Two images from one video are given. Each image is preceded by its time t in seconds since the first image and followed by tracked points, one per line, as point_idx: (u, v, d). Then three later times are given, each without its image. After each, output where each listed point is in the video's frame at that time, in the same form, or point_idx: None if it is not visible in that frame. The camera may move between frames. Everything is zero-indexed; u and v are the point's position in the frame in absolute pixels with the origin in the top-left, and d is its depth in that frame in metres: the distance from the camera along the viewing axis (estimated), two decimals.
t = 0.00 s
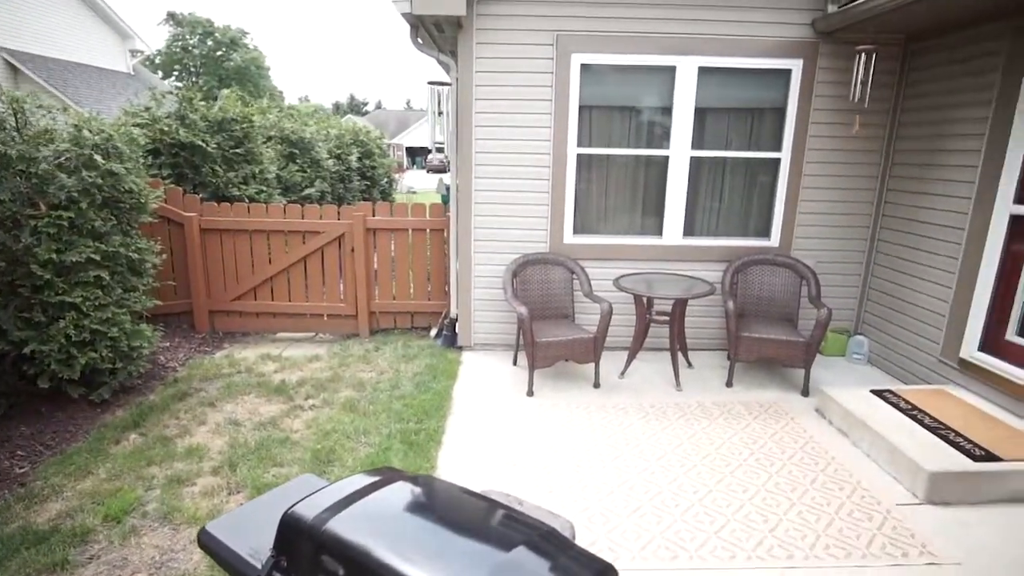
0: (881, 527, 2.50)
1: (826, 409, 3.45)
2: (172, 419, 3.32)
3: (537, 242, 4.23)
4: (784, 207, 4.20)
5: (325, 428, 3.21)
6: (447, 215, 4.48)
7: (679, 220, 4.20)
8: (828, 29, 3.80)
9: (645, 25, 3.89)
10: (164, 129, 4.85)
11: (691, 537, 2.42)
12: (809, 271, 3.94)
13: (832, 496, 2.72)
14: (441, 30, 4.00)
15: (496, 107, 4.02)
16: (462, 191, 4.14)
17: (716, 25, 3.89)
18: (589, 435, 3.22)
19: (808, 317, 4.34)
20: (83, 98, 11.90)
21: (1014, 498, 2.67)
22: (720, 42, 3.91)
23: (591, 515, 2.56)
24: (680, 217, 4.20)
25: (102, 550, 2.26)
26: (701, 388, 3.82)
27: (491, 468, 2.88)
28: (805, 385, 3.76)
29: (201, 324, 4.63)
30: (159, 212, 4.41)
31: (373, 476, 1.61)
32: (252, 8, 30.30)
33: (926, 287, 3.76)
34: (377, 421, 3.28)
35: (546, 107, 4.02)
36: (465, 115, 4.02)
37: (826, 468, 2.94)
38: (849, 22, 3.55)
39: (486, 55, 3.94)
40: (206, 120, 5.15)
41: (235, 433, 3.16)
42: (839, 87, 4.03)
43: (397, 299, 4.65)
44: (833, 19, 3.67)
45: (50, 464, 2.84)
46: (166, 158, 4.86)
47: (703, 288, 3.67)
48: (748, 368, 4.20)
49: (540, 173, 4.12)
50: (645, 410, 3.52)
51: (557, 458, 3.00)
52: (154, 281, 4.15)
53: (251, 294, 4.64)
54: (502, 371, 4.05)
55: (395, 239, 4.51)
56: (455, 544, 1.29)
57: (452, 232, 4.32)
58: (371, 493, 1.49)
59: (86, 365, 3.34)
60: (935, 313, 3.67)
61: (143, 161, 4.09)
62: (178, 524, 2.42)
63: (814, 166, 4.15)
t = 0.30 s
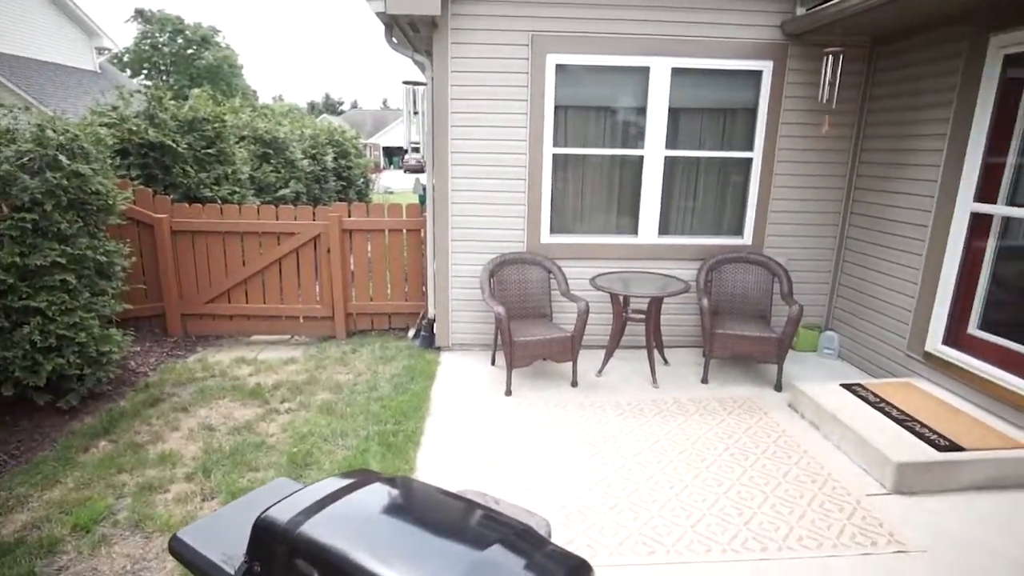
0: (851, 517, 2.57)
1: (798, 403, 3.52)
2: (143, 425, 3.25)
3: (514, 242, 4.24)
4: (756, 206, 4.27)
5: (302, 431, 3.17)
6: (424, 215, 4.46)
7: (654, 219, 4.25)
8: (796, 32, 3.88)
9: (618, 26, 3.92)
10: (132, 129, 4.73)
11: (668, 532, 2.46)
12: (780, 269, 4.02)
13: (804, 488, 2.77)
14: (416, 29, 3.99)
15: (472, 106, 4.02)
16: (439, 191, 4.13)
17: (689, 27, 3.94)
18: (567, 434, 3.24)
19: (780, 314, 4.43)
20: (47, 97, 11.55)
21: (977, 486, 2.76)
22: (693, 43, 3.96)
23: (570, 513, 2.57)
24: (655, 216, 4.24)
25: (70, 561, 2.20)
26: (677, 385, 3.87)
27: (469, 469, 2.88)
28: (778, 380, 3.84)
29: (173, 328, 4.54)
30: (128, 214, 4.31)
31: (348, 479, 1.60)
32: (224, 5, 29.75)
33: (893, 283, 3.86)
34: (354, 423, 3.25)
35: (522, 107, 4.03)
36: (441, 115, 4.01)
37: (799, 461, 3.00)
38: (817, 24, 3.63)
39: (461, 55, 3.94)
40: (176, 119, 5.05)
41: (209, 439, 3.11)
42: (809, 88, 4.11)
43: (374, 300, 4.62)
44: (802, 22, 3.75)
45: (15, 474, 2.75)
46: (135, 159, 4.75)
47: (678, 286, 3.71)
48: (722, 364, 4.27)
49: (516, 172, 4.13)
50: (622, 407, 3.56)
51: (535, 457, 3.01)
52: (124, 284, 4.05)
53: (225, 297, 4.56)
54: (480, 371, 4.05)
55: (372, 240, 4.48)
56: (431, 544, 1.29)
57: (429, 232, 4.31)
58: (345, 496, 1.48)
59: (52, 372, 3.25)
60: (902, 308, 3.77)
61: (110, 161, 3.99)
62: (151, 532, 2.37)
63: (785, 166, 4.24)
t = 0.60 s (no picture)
0: (822, 508, 2.63)
1: (770, 398, 3.59)
2: (113, 432, 3.17)
3: (491, 242, 4.24)
4: (728, 205, 4.34)
5: (277, 435, 3.13)
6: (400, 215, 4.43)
7: (630, 217, 4.29)
8: (766, 33, 3.95)
9: (593, 26, 3.95)
10: (98, 129, 4.61)
11: (645, 527, 2.48)
12: (753, 266, 4.10)
13: (777, 481, 2.83)
14: (390, 28, 3.96)
15: (447, 106, 4.00)
16: (415, 191, 4.11)
17: (662, 28, 3.99)
18: (545, 432, 3.26)
19: (753, 311, 4.52)
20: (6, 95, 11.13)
21: (941, 475, 2.85)
22: (666, 44, 4.01)
23: (548, 511, 2.58)
24: (631, 215, 4.28)
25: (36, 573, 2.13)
26: (653, 382, 3.91)
27: (448, 470, 2.87)
28: (751, 376, 3.91)
29: (143, 333, 4.44)
30: (94, 215, 4.19)
31: (321, 482, 1.59)
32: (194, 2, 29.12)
33: (861, 279, 3.96)
34: (331, 426, 3.22)
35: (497, 107, 4.03)
36: (416, 114, 3.98)
37: (772, 455, 3.06)
38: (786, 26, 3.70)
39: (436, 55, 3.92)
40: (144, 118, 4.94)
41: (181, 444, 3.04)
42: (779, 89, 4.19)
43: (350, 301, 4.58)
44: (771, 24, 3.82)
45: None
46: (101, 159, 4.63)
47: (654, 284, 3.75)
48: (697, 361, 4.34)
49: (493, 172, 4.13)
50: (599, 405, 3.58)
51: (514, 456, 3.02)
52: (91, 288, 3.95)
53: (197, 300, 4.48)
54: (458, 371, 4.04)
55: (347, 241, 4.43)
56: (407, 545, 1.28)
57: (405, 232, 4.28)
58: (319, 500, 1.47)
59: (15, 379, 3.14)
60: (870, 304, 3.87)
61: (75, 162, 3.89)
62: (121, 542, 2.31)
63: (757, 165, 4.31)
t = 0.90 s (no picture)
0: (793, 499, 2.69)
1: (743, 393, 3.65)
2: (78, 440, 3.08)
3: (466, 241, 4.24)
4: (701, 203, 4.41)
5: (251, 439, 3.07)
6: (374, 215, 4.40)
7: (605, 217, 4.32)
8: (736, 35, 4.02)
9: (566, 26, 3.97)
10: (60, 128, 4.47)
11: (622, 523, 2.51)
12: (725, 264, 4.16)
13: (750, 474, 2.88)
14: (363, 27, 3.92)
15: (421, 105, 3.98)
16: (389, 191, 4.08)
17: (634, 28, 4.03)
18: (522, 431, 3.27)
19: (725, 307, 4.59)
20: None
21: (907, 464, 2.94)
22: (639, 45, 4.05)
23: (526, 509, 2.59)
24: (605, 214, 4.32)
25: None
26: (629, 379, 3.95)
27: (425, 471, 2.86)
28: (724, 371, 3.98)
29: (110, 338, 4.32)
30: (57, 217, 4.07)
31: (293, 486, 1.57)
32: None
33: (830, 276, 4.06)
34: (306, 429, 3.18)
35: (471, 106, 4.02)
36: (389, 114, 3.96)
37: (745, 448, 3.12)
38: (755, 28, 3.77)
39: (410, 54, 3.90)
40: (109, 118, 4.81)
41: (151, 451, 2.97)
42: (748, 89, 4.27)
43: (325, 302, 4.53)
44: (740, 25, 3.89)
45: None
46: (64, 160, 4.49)
47: (629, 283, 3.79)
48: (672, 357, 4.39)
49: (468, 172, 4.12)
50: (576, 403, 3.60)
51: (491, 455, 3.02)
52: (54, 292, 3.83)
53: (166, 303, 4.38)
54: (435, 371, 4.03)
55: (321, 241, 4.38)
56: (380, 547, 1.28)
57: (380, 233, 4.25)
58: (291, 505, 1.45)
59: None
60: (838, 299, 3.96)
61: (36, 162, 3.77)
62: (88, 553, 2.25)
63: (728, 164, 4.38)
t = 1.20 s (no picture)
0: (762, 491, 2.75)
1: (714, 388, 3.72)
2: (37, 451, 2.97)
3: (438, 241, 4.22)
4: (671, 202, 4.47)
5: (220, 445, 3.01)
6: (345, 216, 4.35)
7: (576, 216, 4.35)
8: (702, 36, 4.09)
9: (536, 27, 3.98)
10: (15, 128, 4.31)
11: (596, 519, 2.53)
12: (695, 262, 4.23)
13: (721, 468, 2.94)
14: (331, 25, 3.87)
15: (391, 105, 3.95)
16: (360, 191, 4.04)
17: (603, 29, 4.06)
18: (497, 431, 3.27)
19: (696, 304, 4.67)
20: None
21: (870, 454, 3.03)
22: (608, 45, 4.09)
23: (501, 508, 2.59)
24: (577, 213, 4.35)
25: None
26: (602, 377, 3.98)
27: (399, 473, 2.84)
28: (695, 367, 4.05)
29: (70, 344, 4.18)
30: (12, 220, 3.92)
31: (260, 492, 1.54)
32: None
33: (795, 272, 4.16)
34: (277, 434, 3.12)
35: (442, 106, 4.01)
36: (359, 114, 3.92)
37: (715, 443, 3.18)
38: (721, 29, 3.84)
39: (379, 53, 3.87)
40: (66, 117, 4.65)
41: (115, 461, 2.89)
42: (716, 90, 4.34)
43: (295, 305, 4.46)
44: (706, 27, 3.96)
45: None
46: (20, 160, 4.33)
47: (601, 281, 3.82)
48: (644, 354, 4.45)
49: (439, 171, 4.11)
50: (550, 401, 3.62)
51: (466, 456, 3.02)
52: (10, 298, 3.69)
53: (130, 308, 4.26)
54: (408, 373, 4.01)
55: (291, 243, 4.32)
56: (350, 550, 1.26)
57: (351, 234, 4.21)
58: (260, 510, 1.42)
59: None
60: (804, 295, 4.06)
61: None
62: (48, 567, 2.17)
63: (697, 163, 4.46)
